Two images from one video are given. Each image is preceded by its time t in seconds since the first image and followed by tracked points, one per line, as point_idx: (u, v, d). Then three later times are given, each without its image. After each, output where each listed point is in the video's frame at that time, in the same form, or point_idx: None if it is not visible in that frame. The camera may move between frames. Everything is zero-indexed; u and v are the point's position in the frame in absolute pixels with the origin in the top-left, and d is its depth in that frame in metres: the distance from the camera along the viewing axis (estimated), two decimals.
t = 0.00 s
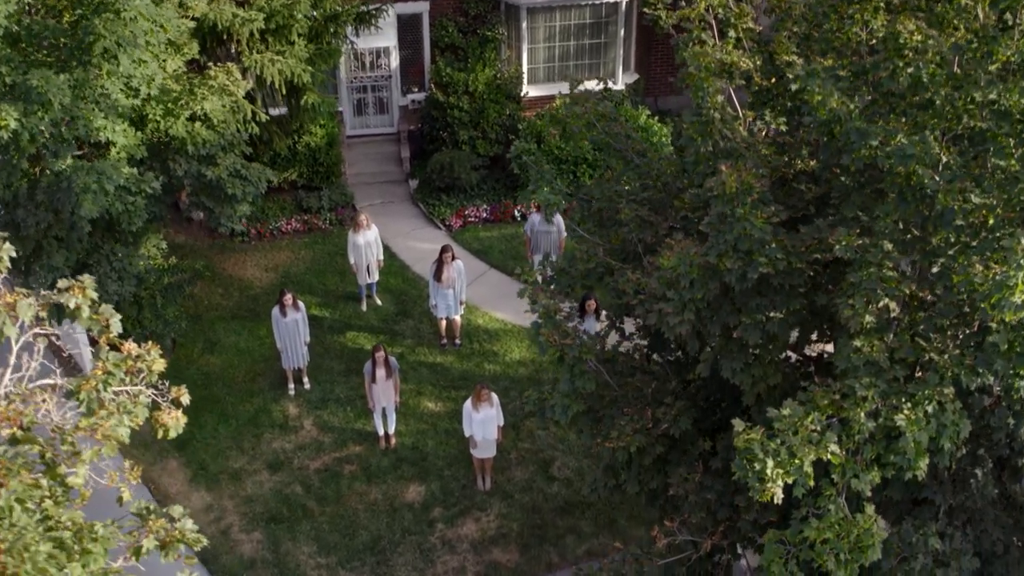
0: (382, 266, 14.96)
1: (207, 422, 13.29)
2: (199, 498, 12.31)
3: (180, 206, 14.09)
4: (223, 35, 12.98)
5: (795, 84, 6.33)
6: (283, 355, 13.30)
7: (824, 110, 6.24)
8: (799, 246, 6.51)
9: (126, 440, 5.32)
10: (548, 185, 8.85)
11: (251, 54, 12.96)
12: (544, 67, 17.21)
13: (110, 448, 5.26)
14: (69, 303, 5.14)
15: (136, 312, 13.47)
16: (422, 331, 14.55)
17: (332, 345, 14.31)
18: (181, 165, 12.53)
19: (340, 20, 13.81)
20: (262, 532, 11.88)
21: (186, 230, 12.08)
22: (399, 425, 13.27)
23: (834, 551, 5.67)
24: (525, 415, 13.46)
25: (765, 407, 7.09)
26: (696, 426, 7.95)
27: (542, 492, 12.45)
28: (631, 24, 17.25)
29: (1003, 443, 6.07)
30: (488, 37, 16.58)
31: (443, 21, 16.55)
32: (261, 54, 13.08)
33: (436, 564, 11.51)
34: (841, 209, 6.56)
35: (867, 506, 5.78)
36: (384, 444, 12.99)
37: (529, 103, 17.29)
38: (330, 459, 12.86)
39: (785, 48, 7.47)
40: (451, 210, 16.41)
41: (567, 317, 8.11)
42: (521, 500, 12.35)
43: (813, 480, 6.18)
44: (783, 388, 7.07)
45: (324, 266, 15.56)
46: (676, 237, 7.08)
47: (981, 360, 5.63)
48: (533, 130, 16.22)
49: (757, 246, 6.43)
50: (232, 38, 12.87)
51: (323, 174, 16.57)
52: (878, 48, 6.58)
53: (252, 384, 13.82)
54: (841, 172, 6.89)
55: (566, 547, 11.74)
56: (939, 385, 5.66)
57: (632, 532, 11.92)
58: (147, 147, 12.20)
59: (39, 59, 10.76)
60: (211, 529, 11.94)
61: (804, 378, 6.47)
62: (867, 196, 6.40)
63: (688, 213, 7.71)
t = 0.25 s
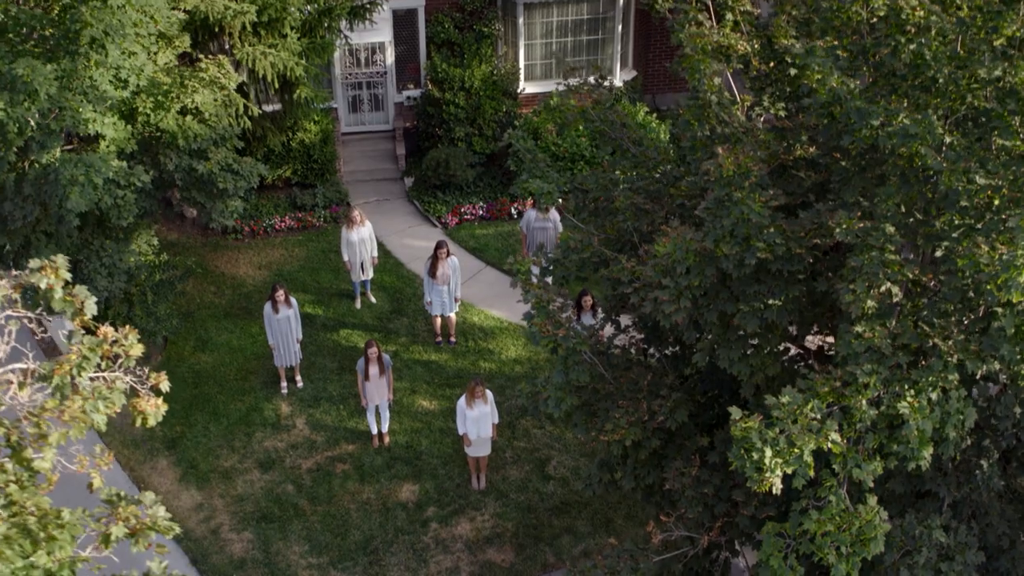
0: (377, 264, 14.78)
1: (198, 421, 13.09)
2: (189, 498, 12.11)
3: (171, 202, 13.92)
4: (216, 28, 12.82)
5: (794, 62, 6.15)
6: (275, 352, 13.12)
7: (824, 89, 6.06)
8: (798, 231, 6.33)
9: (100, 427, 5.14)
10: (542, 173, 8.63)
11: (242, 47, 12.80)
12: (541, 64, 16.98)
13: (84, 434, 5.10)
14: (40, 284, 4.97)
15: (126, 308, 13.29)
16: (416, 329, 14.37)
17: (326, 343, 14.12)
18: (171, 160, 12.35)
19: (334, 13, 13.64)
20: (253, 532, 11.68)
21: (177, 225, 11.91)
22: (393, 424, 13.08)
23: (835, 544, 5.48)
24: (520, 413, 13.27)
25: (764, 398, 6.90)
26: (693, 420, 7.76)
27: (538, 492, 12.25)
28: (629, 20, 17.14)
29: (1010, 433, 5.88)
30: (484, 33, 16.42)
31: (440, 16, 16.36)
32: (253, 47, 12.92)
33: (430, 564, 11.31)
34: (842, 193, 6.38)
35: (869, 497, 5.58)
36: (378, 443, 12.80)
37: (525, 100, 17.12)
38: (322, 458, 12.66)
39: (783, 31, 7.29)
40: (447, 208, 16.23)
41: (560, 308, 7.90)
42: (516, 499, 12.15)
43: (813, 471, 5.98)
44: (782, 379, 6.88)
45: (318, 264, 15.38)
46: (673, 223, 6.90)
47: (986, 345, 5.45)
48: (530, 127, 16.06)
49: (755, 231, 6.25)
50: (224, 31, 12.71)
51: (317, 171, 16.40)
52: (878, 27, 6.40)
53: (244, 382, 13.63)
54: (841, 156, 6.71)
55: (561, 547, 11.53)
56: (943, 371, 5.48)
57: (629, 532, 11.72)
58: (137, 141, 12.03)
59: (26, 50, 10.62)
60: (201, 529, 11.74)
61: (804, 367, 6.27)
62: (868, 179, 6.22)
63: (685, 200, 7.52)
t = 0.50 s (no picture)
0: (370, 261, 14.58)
1: (188, 419, 12.89)
2: (178, 497, 11.91)
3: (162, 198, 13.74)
4: (207, 21, 12.69)
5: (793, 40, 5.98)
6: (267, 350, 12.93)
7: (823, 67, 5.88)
8: (796, 216, 6.16)
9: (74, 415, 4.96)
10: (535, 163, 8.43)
11: (233, 40, 12.63)
12: (538, 61, 16.90)
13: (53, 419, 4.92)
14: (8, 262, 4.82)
15: (116, 305, 13.10)
16: (410, 327, 14.18)
17: (319, 341, 13.93)
18: (161, 155, 12.16)
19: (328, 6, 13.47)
20: (243, 532, 11.48)
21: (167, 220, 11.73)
22: (386, 423, 12.89)
23: (834, 537, 5.28)
24: (515, 412, 13.09)
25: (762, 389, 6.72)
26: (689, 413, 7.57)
27: (533, 491, 12.05)
28: (627, 16, 17.04)
29: (1015, 423, 5.69)
30: (480, 29, 16.15)
31: (435, 12, 16.09)
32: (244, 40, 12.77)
33: (423, 565, 11.11)
34: (841, 177, 6.20)
35: (870, 488, 5.39)
36: (371, 442, 12.60)
37: (521, 98, 17.02)
38: (314, 457, 12.46)
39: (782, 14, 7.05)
40: (442, 205, 16.04)
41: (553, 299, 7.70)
42: (510, 499, 11.95)
43: (812, 462, 5.79)
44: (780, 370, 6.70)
45: (312, 262, 15.19)
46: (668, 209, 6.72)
47: (992, 328, 5.27)
48: (526, 123, 15.87)
49: (752, 215, 6.07)
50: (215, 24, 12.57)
51: (311, 169, 16.22)
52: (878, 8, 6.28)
53: (236, 380, 13.44)
54: (841, 140, 6.52)
55: (557, 548, 11.33)
56: (947, 356, 5.30)
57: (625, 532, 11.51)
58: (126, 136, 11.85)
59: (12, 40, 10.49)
60: (190, 529, 11.54)
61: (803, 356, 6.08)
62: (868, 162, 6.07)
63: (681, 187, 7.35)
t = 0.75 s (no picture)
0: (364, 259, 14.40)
1: (178, 419, 12.69)
2: (167, 497, 11.71)
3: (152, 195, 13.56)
4: (198, 16, 12.55)
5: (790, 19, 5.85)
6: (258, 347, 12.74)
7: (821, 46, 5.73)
8: (794, 201, 6.00)
9: (46, 402, 4.81)
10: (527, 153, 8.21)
11: (223, 33, 12.49)
12: (534, 58, 16.80)
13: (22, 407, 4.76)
14: None
15: (106, 303, 12.92)
16: (404, 326, 14.00)
17: (311, 340, 13.75)
18: (150, 150, 11.97)
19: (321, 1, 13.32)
20: (233, 532, 11.28)
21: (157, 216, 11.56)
22: (379, 422, 12.70)
23: (833, 530, 5.09)
24: (510, 412, 12.91)
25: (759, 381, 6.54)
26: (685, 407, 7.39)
27: (527, 492, 11.86)
28: (623, 13, 16.83)
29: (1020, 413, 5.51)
30: (476, 26, 16.07)
31: (430, 9, 16.00)
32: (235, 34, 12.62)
33: (415, 566, 10.91)
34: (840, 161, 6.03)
35: (870, 479, 5.20)
36: (363, 441, 12.40)
37: (517, 96, 16.79)
38: (305, 457, 12.27)
39: None
40: (437, 204, 15.87)
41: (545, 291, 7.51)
42: (504, 499, 11.76)
43: (811, 453, 5.60)
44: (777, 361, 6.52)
45: (305, 260, 15.02)
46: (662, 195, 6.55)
47: (996, 313, 5.09)
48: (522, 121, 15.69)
49: (748, 199, 5.90)
50: (205, 19, 12.42)
51: (304, 167, 16.03)
52: None
53: (226, 379, 13.25)
54: (840, 124, 6.34)
55: (551, 548, 11.13)
56: (949, 342, 5.12)
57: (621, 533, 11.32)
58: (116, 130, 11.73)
59: None
60: (179, 530, 11.33)
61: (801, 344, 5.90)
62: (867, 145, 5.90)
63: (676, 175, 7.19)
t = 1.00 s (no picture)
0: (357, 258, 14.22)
1: (168, 419, 12.48)
2: (155, 498, 11.50)
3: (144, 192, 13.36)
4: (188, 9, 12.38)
5: None
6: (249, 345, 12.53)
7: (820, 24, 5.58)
8: (791, 184, 5.83)
9: (11, 387, 4.60)
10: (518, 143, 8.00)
11: (214, 27, 12.29)
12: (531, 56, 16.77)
13: None
14: None
15: (95, 301, 12.72)
16: (398, 325, 13.81)
17: (303, 339, 13.56)
18: (139, 146, 11.74)
19: None
20: (222, 533, 11.07)
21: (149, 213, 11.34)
22: (371, 422, 12.51)
23: (832, 522, 4.90)
24: (504, 411, 12.73)
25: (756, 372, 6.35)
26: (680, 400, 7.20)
27: (521, 492, 11.67)
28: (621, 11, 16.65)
29: None
30: (471, 23, 15.88)
31: (426, 6, 15.80)
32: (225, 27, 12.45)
33: (407, 568, 10.70)
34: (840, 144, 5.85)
35: (871, 469, 5.01)
36: (355, 441, 12.21)
37: (513, 94, 16.63)
38: (297, 457, 12.07)
39: None
40: (432, 202, 15.70)
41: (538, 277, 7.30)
42: (498, 500, 11.56)
43: (809, 445, 5.41)
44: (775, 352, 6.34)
45: (298, 259, 14.84)
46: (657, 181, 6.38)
47: (1001, 297, 4.92)
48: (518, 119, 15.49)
49: (745, 183, 5.73)
50: (196, 12, 12.26)
51: (298, 165, 15.86)
52: None
53: (217, 378, 13.06)
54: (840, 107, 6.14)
55: (546, 550, 10.93)
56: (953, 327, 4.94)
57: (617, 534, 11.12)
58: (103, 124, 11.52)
59: None
60: (167, 531, 11.12)
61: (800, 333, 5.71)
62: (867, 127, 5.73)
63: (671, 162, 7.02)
